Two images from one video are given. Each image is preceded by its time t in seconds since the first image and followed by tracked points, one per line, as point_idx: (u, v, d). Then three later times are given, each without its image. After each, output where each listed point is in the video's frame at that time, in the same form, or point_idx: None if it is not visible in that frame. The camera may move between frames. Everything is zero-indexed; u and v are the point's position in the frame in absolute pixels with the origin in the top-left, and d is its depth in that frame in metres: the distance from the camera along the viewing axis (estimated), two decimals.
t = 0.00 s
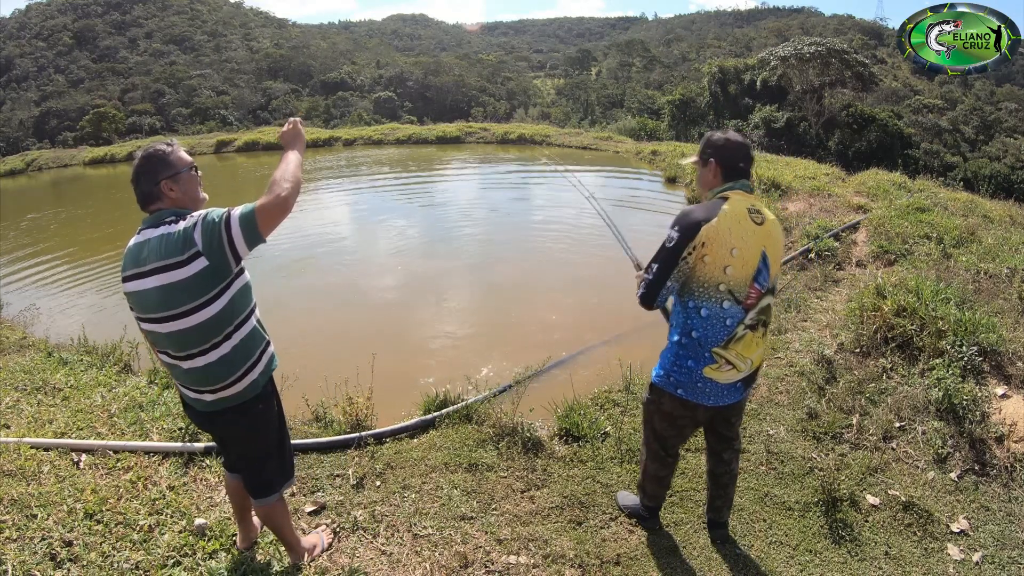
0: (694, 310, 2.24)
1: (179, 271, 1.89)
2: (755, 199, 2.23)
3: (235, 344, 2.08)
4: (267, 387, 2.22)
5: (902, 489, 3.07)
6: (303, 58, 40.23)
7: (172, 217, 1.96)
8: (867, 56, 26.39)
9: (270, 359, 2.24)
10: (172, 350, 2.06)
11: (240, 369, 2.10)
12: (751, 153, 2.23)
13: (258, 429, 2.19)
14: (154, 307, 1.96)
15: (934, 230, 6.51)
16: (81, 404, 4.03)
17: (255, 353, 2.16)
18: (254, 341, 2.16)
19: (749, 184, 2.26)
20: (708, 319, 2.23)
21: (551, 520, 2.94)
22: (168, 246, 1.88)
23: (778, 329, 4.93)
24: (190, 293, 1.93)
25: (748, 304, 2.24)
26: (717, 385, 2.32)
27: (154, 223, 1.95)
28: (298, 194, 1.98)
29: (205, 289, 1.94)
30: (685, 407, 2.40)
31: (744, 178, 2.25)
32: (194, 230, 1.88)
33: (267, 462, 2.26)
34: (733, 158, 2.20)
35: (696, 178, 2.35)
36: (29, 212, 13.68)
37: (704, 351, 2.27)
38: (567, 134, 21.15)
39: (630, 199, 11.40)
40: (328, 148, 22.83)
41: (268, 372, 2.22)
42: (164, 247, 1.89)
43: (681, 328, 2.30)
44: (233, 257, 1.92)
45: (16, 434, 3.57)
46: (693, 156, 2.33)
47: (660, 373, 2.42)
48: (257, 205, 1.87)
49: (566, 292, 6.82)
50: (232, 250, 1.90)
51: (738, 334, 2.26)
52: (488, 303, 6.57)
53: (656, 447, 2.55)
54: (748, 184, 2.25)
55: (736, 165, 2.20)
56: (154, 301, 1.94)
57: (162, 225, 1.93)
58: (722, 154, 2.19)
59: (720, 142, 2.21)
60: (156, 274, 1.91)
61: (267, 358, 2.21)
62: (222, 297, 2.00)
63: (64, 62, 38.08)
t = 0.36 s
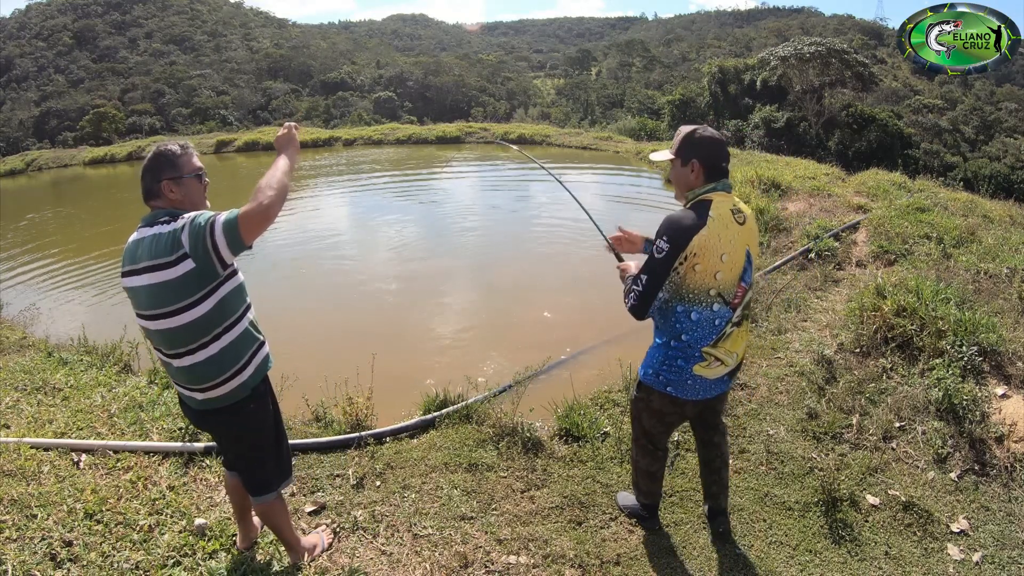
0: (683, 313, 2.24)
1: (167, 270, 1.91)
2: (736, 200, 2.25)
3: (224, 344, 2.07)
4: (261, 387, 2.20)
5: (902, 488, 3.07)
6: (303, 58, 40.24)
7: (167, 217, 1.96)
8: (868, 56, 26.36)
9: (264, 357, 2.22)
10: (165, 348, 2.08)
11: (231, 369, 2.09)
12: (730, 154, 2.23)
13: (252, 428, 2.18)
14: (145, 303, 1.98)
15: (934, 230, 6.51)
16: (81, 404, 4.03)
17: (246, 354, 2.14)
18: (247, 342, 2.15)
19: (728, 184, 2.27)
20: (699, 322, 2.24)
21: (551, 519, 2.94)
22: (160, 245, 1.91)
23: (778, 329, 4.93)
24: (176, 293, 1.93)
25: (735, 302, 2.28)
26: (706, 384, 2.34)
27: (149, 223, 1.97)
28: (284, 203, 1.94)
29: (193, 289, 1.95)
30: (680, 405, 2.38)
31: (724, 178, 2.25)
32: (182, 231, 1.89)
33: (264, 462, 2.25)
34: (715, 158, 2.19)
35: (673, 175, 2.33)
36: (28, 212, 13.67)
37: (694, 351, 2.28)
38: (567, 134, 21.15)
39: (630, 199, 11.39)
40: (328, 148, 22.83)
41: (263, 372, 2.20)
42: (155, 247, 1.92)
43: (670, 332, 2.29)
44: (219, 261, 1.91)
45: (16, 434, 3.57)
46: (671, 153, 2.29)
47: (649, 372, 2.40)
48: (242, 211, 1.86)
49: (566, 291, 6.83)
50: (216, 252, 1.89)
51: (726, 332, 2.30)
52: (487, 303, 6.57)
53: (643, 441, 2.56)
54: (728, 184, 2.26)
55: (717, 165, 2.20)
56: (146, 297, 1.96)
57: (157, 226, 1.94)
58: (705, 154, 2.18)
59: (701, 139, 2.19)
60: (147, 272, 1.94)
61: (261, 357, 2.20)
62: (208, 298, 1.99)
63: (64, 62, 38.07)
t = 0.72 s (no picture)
0: (694, 311, 2.27)
1: (159, 269, 1.93)
2: (736, 197, 2.29)
3: (216, 342, 2.07)
4: (255, 386, 2.19)
5: (903, 488, 3.07)
6: (303, 57, 40.24)
7: (162, 216, 1.98)
8: (868, 56, 26.34)
9: (259, 355, 2.22)
10: (160, 345, 2.10)
11: (224, 366, 2.09)
12: (731, 151, 2.26)
13: (247, 426, 2.17)
14: (140, 300, 2.01)
15: (934, 230, 6.51)
16: (81, 404, 4.03)
17: (239, 353, 2.14)
18: (240, 340, 2.15)
19: (728, 181, 2.31)
20: (710, 318, 2.28)
21: (551, 520, 2.94)
22: (153, 243, 1.93)
23: (778, 329, 4.93)
24: (167, 291, 1.95)
25: (739, 295, 2.35)
26: (716, 375, 2.41)
27: (146, 222, 1.99)
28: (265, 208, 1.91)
29: (183, 287, 1.96)
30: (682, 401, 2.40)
31: (725, 176, 2.28)
32: (173, 230, 1.91)
33: (261, 461, 2.24)
34: (719, 156, 2.22)
35: (675, 172, 2.32)
36: (29, 212, 13.69)
37: (706, 345, 2.32)
38: (567, 134, 21.15)
39: (630, 199, 11.37)
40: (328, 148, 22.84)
41: (256, 370, 2.19)
42: (149, 245, 1.94)
43: (681, 329, 2.31)
44: (205, 263, 1.92)
45: (16, 434, 3.57)
46: (675, 149, 2.27)
47: (658, 370, 2.41)
48: (222, 214, 1.84)
49: (567, 292, 6.82)
50: (202, 253, 1.89)
51: (732, 324, 2.37)
52: (487, 303, 6.57)
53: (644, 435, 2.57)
54: (728, 182, 2.29)
55: (721, 163, 2.23)
56: (140, 294, 1.99)
57: (151, 224, 1.96)
58: (713, 153, 2.19)
59: (708, 136, 2.20)
60: (141, 270, 1.97)
61: (255, 355, 2.20)
62: (200, 295, 2.00)
63: (65, 63, 38.08)
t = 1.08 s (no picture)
0: (725, 302, 2.31)
1: (152, 265, 1.94)
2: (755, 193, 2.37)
3: (208, 340, 2.07)
4: (249, 384, 2.18)
5: (902, 489, 3.07)
6: (303, 58, 40.25)
7: (159, 213, 1.99)
8: (868, 56, 26.33)
9: (254, 352, 2.22)
10: (154, 343, 2.11)
11: (218, 362, 2.09)
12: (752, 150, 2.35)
13: (243, 423, 2.17)
14: (135, 297, 2.02)
15: (934, 230, 6.51)
16: (81, 404, 4.03)
17: (231, 350, 2.13)
18: (235, 337, 2.15)
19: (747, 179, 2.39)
20: (739, 308, 2.33)
21: (551, 520, 2.94)
22: (148, 238, 1.94)
23: (778, 329, 4.93)
24: (161, 286, 1.96)
25: (760, 285, 2.43)
26: (739, 364, 2.45)
27: (142, 220, 2.00)
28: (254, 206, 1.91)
29: (176, 283, 1.96)
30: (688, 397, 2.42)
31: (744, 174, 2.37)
32: (166, 227, 1.92)
33: (258, 458, 2.23)
34: (744, 154, 2.30)
35: (702, 170, 2.36)
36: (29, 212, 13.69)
37: (733, 335, 2.37)
38: (567, 134, 21.15)
39: (630, 199, 11.36)
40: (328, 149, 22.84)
41: (250, 369, 2.18)
42: (145, 240, 1.95)
43: (710, 320, 2.34)
44: (197, 259, 1.92)
45: (16, 434, 3.57)
46: (704, 147, 2.31)
47: (683, 361, 2.42)
48: (212, 211, 1.85)
49: (566, 292, 6.81)
50: (192, 249, 1.89)
51: (753, 313, 2.43)
52: (487, 303, 6.56)
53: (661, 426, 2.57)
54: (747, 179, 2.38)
55: (745, 161, 2.31)
56: (135, 290, 2.00)
57: (148, 222, 1.98)
58: (743, 152, 2.27)
59: (737, 137, 2.29)
60: (137, 266, 1.97)
61: (250, 352, 2.19)
62: (191, 292, 2.00)
63: (65, 62, 38.07)
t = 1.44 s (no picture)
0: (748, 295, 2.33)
1: (150, 263, 1.95)
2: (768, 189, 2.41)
3: (201, 339, 2.07)
4: (245, 384, 2.17)
5: (902, 488, 3.07)
6: (303, 58, 40.25)
7: (158, 213, 1.99)
8: (869, 56, 26.31)
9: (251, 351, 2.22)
10: (150, 341, 2.11)
11: (214, 360, 2.09)
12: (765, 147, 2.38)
13: (241, 423, 2.17)
14: (132, 293, 2.02)
15: (934, 230, 6.51)
16: (81, 404, 4.03)
17: (226, 351, 2.12)
18: (231, 337, 2.14)
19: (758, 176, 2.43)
20: (760, 300, 2.36)
21: (551, 520, 2.94)
22: (147, 236, 1.96)
23: (778, 329, 4.93)
24: (156, 284, 1.97)
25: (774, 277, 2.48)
26: (758, 356, 2.48)
27: (140, 219, 2.02)
28: (250, 209, 1.90)
29: (174, 281, 1.97)
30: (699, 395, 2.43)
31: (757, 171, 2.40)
32: (165, 225, 1.92)
33: (257, 458, 2.23)
34: (758, 150, 2.33)
35: (719, 166, 2.39)
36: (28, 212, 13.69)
37: (753, 327, 2.40)
38: (567, 134, 21.14)
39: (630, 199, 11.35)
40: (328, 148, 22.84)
41: (246, 369, 2.18)
42: (143, 238, 1.97)
43: (734, 312, 2.36)
44: (192, 259, 1.92)
45: (16, 434, 3.57)
46: (722, 145, 2.33)
47: (704, 355, 2.45)
48: (208, 214, 1.85)
49: (566, 292, 6.82)
50: (190, 248, 1.89)
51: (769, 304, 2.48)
52: (487, 303, 6.55)
53: (676, 416, 2.62)
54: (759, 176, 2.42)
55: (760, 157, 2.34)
56: (133, 288, 2.00)
57: (147, 220, 1.99)
58: (756, 149, 2.31)
59: (753, 135, 2.33)
60: (134, 264, 1.99)
61: (248, 351, 2.19)
62: (186, 291, 2.00)
63: (65, 62, 38.08)
